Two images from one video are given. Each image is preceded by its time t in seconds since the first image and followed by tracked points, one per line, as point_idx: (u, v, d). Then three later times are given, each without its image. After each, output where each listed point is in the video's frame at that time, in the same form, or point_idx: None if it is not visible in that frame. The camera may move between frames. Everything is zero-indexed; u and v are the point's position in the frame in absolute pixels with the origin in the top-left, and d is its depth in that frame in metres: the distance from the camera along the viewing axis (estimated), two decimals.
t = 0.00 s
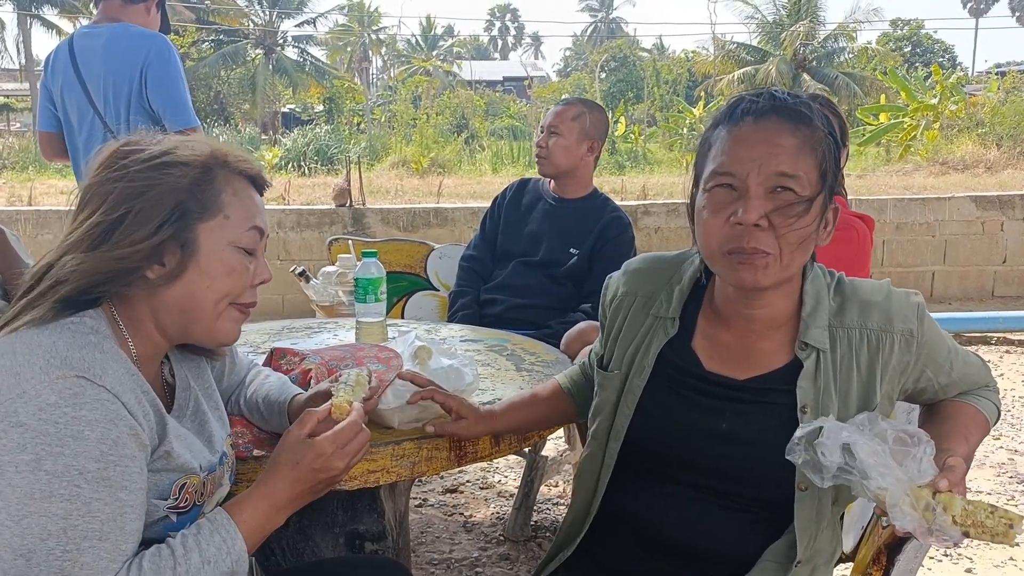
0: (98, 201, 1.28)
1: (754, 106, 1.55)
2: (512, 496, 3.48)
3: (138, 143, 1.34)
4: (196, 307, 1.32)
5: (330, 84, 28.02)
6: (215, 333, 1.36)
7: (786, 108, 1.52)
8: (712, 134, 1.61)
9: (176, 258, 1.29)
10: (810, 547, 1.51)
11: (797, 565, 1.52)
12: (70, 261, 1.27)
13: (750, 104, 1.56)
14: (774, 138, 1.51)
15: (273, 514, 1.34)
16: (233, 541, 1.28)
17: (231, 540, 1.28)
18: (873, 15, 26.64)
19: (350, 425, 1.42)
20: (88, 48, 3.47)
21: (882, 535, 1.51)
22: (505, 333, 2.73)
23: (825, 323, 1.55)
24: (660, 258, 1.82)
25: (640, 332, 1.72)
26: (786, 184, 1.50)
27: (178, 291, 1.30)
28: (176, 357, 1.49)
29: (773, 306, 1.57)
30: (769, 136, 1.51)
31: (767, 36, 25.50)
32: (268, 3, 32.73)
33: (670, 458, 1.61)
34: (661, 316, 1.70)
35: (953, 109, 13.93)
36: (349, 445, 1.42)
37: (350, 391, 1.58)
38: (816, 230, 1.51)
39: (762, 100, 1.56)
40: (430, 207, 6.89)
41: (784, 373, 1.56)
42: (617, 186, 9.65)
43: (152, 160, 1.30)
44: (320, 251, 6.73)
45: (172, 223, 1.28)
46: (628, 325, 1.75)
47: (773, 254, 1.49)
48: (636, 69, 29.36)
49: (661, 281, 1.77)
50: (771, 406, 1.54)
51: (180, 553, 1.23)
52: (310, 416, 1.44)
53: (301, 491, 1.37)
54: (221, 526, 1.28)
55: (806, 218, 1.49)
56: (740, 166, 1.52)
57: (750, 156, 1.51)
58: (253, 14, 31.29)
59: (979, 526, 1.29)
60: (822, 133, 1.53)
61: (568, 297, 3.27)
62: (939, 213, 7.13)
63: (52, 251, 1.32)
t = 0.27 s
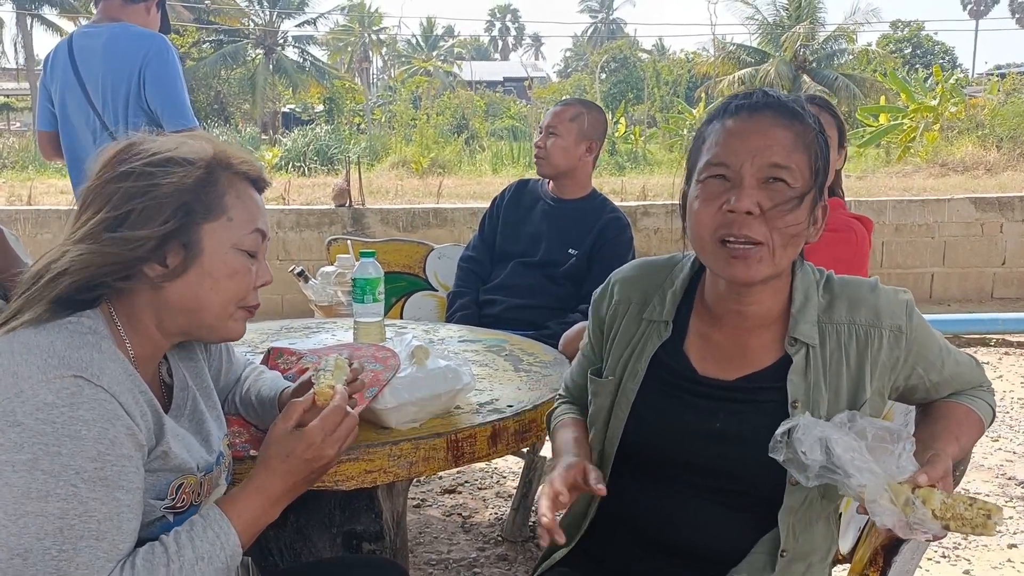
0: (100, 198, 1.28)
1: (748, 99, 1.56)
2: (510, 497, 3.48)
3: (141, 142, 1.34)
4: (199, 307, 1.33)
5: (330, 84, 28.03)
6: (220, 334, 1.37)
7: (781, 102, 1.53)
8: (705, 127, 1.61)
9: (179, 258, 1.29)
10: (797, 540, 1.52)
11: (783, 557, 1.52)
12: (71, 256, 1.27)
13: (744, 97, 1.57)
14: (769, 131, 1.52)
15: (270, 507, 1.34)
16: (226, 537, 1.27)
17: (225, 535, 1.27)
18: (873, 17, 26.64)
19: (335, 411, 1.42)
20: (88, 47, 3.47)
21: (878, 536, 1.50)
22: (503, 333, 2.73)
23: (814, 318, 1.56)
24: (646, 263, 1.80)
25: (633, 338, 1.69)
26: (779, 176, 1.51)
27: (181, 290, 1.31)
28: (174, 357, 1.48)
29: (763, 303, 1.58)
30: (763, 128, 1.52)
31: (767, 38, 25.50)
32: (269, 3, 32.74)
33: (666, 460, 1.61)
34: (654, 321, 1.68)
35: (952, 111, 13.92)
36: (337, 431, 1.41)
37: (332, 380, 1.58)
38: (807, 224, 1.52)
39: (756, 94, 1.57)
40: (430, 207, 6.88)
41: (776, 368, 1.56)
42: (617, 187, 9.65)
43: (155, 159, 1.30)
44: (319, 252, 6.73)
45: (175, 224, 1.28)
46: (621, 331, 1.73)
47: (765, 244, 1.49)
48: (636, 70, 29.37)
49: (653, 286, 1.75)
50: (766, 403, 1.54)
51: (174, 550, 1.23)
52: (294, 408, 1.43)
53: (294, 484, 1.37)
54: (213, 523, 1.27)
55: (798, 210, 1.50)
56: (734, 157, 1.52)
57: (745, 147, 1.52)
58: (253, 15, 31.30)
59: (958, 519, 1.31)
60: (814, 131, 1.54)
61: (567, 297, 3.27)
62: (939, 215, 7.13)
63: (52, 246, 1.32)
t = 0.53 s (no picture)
0: (109, 208, 1.28)
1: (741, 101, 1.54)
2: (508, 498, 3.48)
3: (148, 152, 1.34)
4: (203, 316, 1.32)
5: (329, 85, 28.02)
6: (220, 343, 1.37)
7: (773, 106, 1.53)
8: (694, 127, 1.58)
9: (186, 269, 1.29)
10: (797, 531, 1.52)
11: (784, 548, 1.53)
12: (78, 265, 1.27)
13: (736, 99, 1.55)
14: (763, 136, 1.51)
15: (254, 492, 1.34)
16: (214, 525, 1.26)
17: (212, 525, 1.26)
18: (872, 18, 26.67)
19: (299, 382, 1.40)
20: (85, 48, 3.47)
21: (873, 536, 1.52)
22: (500, 334, 2.73)
23: (797, 310, 1.59)
24: (625, 270, 1.75)
25: (632, 348, 1.64)
26: (776, 182, 1.51)
27: (188, 299, 1.31)
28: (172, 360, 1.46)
29: (754, 298, 1.58)
30: (759, 133, 1.51)
31: (766, 39, 25.52)
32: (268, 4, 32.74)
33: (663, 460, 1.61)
34: (649, 327, 1.64)
35: (951, 112, 13.85)
36: (307, 402, 1.41)
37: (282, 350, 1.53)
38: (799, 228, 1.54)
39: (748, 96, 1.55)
40: (428, 208, 6.88)
41: (764, 360, 1.58)
42: (616, 188, 9.66)
43: (164, 170, 1.30)
44: (318, 253, 6.73)
45: (183, 233, 1.28)
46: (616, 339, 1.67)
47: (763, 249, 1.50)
48: (635, 72, 29.38)
49: (639, 292, 1.70)
50: (761, 401, 1.56)
51: (160, 543, 1.21)
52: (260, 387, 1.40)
53: (277, 464, 1.37)
54: (199, 512, 1.26)
55: (792, 216, 1.52)
56: (731, 162, 1.51)
57: (741, 151, 1.51)
58: (252, 15, 31.31)
59: (915, 499, 1.38)
60: (803, 133, 1.55)
61: (565, 299, 3.27)
62: (937, 216, 7.13)
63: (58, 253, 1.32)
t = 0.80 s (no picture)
0: (113, 213, 1.28)
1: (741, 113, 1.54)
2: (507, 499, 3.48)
3: (152, 157, 1.34)
4: (206, 319, 1.32)
5: (328, 86, 28.03)
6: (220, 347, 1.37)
7: (773, 118, 1.53)
8: (694, 136, 1.57)
9: (191, 273, 1.29)
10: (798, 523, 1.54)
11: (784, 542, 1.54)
12: (84, 272, 1.27)
13: (736, 109, 1.54)
14: (766, 149, 1.51)
15: (253, 486, 1.34)
16: (214, 519, 1.26)
17: (212, 518, 1.26)
18: (871, 19, 26.68)
19: (288, 371, 1.43)
20: (85, 50, 3.47)
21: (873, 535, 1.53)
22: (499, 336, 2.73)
23: (794, 311, 1.59)
24: (622, 274, 1.73)
25: (639, 355, 1.61)
26: (778, 195, 1.51)
27: (193, 302, 1.31)
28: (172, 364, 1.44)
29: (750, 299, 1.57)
30: (760, 146, 1.51)
31: (765, 40, 25.53)
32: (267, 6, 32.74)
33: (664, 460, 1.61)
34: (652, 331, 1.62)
35: (950, 113, 13.95)
36: (299, 394, 1.43)
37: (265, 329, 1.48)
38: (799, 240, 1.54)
39: (749, 108, 1.55)
40: (428, 209, 6.89)
41: (763, 364, 1.58)
42: (615, 189, 9.66)
43: (168, 175, 1.31)
44: (317, 254, 6.73)
45: (189, 237, 1.28)
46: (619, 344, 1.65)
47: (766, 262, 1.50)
48: (635, 73, 29.39)
49: (640, 297, 1.68)
50: (761, 404, 1.57)
51: (161, 538, 1.21)
52: (251, 383, 1.40)
53: (273, 455, 1.37)
54: (198, 507, 1.26)
55: (793, 228, 1.52)
56: (733, 175, 1.50)
57: (742, 164, 1.50)
58: (252, 17, 31.32)
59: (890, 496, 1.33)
60: (802, 146, 1.55)
61: (564, 300, 3.27)
62: (936, 217, 7.14)
63: (63, 256, 1.32)
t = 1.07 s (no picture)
0: (120, 219, 1.28)
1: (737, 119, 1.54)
2: (506, 502, 3.48)
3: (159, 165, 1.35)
4: (210, 327, 1.33)
5: (327, 87, 28.02)
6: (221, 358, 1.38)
7: (770, 124, 1.53)
8: (690, 142, 1.56)
9: (196, 282, 1.30)
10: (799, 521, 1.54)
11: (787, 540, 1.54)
12: (88, 273, 1.27)
13: (732, 115, 1.55)
14: (763, 157, 1.51)
15: (259, 490, 1.34)
16: (218, 525, 1.26)
17: (216, 524, 1.26)
18: (871, 20, 26.69)
19: (291, 379, 1.44)
20: (85, 52, 3.47)
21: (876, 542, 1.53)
22: (499, 339, 2.73)
23: (786, 309, 1.60)
24: (610, 284, 1.72)
25: (630, 365, 1.61)
26: (775, 203, 1.51)
27: (199, 311, 1.31)
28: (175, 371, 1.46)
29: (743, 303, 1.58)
30: (758, 153, 1.51)
31: (764, 41, 25.55)
32: (267, 6, 32.73)
33: (664, 463, 1.60)
34: (643, 340, 1.62)
35: (949, 114, 14.00)
36: (300, 398, 1.44)
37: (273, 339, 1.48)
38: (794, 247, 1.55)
39: (745, 114, 1.55)
40: (427, 211, 6.89)
41: (758, 361, 1.59)
42: (614, 190, 9.66)
43: (175, 182, 1.31)
44: (317, 255, 6.73)
45: (196, 246, 1.28)
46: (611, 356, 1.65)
47: (764, 269, 1.49)
48: (634, 74, 29.39)
49: (630, 308, 1.67)
50: (757, 403, 1.57)
51: (166, 544, 1.21)
52: (258, 389, 1.41)
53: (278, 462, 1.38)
54: (202, 513, 1.26)
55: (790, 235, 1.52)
56: (732, 182, 1.50)
57: (740, 172, 1.51)
58: (251, 17, 31.33)
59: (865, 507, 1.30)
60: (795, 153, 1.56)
61: (563, 302, 3.27)
62: (935, 219, 7.15)
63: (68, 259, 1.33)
